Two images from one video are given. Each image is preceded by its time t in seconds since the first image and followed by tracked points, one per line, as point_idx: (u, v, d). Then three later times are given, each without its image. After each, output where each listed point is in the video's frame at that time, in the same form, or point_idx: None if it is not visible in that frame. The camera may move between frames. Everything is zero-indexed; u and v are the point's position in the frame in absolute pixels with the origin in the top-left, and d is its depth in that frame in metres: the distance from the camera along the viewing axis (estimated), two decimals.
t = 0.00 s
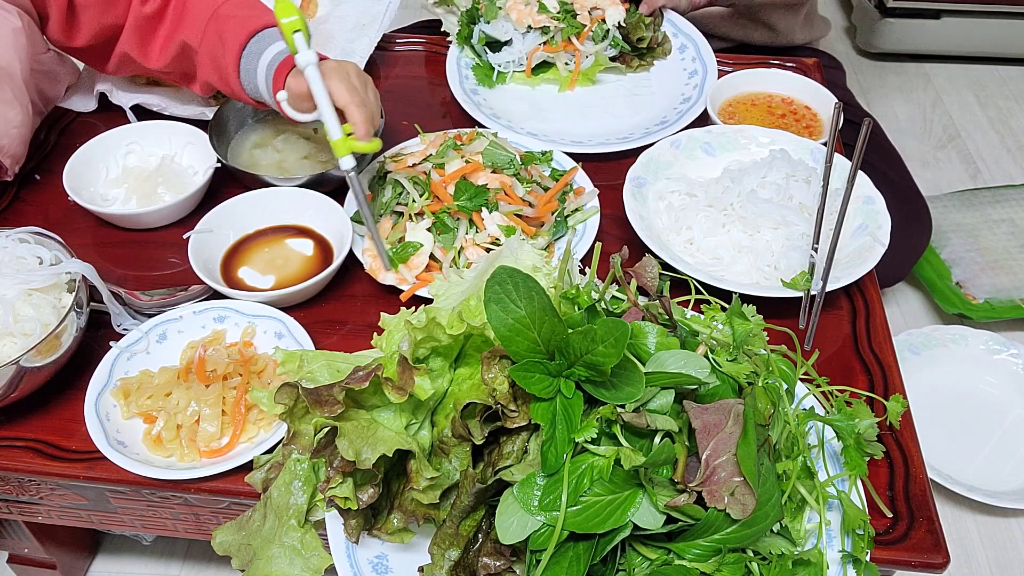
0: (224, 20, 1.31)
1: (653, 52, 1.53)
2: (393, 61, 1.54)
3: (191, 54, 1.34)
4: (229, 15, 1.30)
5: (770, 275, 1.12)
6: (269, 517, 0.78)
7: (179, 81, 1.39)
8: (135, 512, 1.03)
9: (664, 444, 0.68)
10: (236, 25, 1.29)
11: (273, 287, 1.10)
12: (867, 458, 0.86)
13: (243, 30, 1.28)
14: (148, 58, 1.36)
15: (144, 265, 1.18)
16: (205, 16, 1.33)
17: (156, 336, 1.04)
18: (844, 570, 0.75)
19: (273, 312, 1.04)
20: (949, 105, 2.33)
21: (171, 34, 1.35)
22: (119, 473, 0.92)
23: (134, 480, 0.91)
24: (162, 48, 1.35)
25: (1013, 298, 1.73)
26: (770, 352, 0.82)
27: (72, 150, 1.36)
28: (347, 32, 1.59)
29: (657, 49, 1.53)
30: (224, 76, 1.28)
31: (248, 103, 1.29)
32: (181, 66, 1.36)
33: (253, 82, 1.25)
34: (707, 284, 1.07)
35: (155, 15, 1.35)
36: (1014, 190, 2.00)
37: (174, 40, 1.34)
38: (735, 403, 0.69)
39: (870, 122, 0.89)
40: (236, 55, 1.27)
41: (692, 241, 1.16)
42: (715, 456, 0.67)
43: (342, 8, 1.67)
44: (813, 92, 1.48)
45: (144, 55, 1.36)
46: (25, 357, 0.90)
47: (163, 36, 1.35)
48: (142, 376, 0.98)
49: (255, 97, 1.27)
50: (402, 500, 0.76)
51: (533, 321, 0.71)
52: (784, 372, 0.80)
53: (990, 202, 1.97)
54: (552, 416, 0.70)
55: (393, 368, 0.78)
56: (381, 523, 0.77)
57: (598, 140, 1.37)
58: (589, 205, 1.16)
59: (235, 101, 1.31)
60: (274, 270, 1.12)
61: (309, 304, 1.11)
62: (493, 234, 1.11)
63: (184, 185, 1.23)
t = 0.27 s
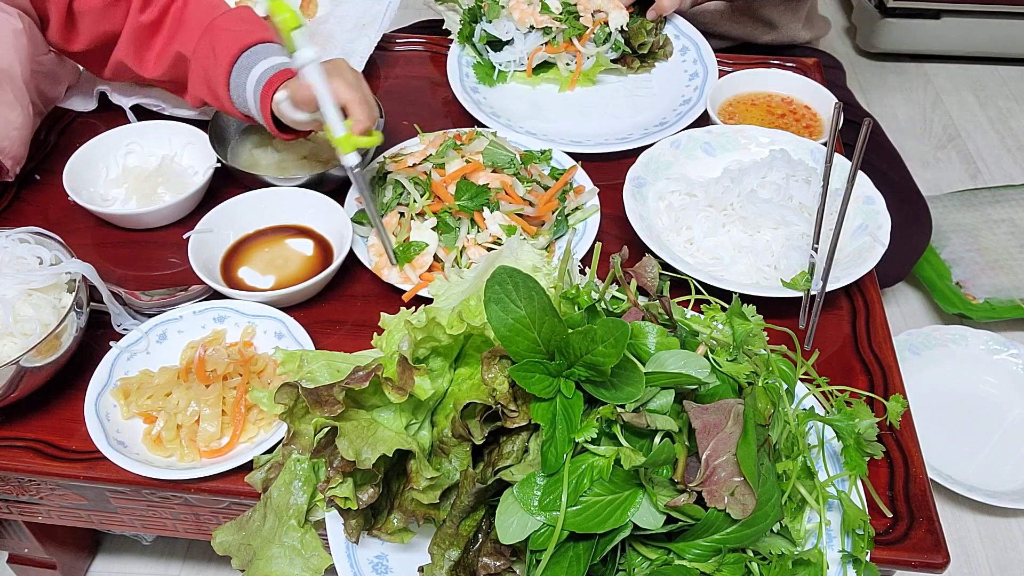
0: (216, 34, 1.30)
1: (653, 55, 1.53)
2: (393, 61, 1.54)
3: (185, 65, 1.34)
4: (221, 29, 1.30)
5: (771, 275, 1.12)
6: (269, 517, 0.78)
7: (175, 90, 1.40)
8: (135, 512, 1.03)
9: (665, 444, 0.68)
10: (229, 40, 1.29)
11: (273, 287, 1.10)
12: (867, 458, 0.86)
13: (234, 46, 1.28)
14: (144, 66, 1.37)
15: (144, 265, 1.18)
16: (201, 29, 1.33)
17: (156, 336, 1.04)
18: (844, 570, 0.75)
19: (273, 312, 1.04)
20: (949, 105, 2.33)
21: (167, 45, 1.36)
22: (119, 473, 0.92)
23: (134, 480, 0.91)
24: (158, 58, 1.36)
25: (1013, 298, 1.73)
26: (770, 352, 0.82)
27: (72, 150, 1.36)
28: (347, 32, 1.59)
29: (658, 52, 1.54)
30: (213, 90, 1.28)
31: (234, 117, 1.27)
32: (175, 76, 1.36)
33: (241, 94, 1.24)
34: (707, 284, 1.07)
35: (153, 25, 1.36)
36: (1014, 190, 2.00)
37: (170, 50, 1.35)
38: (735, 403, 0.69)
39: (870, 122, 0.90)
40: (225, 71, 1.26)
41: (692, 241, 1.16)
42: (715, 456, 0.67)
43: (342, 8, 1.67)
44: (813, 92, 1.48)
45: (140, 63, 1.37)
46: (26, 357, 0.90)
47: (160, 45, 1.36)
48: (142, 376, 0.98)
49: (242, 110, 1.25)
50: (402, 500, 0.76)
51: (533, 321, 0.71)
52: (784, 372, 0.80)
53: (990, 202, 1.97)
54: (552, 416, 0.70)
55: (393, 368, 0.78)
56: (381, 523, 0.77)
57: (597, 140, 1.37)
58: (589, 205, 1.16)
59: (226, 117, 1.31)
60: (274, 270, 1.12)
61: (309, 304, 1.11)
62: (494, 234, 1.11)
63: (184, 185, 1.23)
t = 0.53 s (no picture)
0: (249, 23, 1.24)
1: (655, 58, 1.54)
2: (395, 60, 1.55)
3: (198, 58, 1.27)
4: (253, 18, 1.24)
5: (770, 275, 1.12)
6: (269, 517, 0.78)
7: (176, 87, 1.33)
8: (135, 512, 1.03)
9: (664, 444, 0.68)
10: (264, 30, 1.23)
11: (273, 287, 1.10)
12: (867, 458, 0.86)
13: (267, 36, 1.22)
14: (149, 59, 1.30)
15: (144, 265, 1.18)
16: (222, 19, 1.26)
17: (156, 336, 1.04)
18: (844, 570, 0.75)
19: (273, 312, 1.04)
20: (949, 104, 2.33)
21: (179, 38, 1.29)
22: (119, 473, 0.92)
23: (134, 480, 0.91)
24: (167, 50, 1.28)
25: (1013, 298, 1.73)
26: (770, 352, 0.82)
27: (72, 150, 1.36)
28: (347, 32, 1.59)
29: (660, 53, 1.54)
30: (237, 83, 1.23)
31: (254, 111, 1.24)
32: (183, 70, 1.29)
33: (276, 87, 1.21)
34: (707, 284, 1.07)
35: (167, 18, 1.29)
36: (1014, 190, 2.00)
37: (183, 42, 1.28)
38: (735, 403, 0.69)
39: (870, 123, 0.91)
40: (266, 60, 1.21)
41: (692, 241, 1.16)
42: (715, 456, 0.67)
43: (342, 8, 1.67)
44: (813, 92, 1.48)
45: (144, 59, 1.30)
46: (26, 357, 0.90)
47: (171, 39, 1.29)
48: (142, 376, 0.98)
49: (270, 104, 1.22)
50: (402, 500, 0.76)
51: (533, 321, 0.71)
52: (784, 372, 0.80)
53: (991, 202, 1.97)
54: (552, 416, 0.70)
55: (393, 368, 0.78)
56: (381, 523, 0.77)
57: (596, 139, 1.38)
58: (590, 204, 1.16)
59: (245, 109, 1.26)
60: (274, 270, 1.12)
61: (309, 304, 1.11)
62: (496, 233, 1.11)
63: (184, 185, 1.23)
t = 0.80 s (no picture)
0: (261, 21, 1.24)
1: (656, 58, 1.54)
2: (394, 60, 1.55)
3: (207, 56, 1.26)
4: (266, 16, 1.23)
5: (771, 275, 1.12)
6: (269, 517, 0.78)
7: (180, 84, 1.32)
8: (135, 512, 1.03)
9: (664, 444, 0.68)
10: (277, 29, 1.23)
11: (273, 287, 1.10)
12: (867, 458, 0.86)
13: (279, 34, 1.22)
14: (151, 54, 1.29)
15: (144, 265, 1.18)
16: (232, 16, 1.25)
17: (156, 336, 1.04)
18: (844, 570, 0.75)
19: (273, 312, 1.04)
20: (949, 105, 2.33)
21: (185, 35, 1.27)
22: (119, 473, 0.92)
23: (134, 480, 0.91)
24: (172, 47, 1.27)
25: (1013, 298, 1.73)
26: (770, 352, 0.82)
27: (72, 150, 1.36)
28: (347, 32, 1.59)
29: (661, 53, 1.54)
30: (248, 83, 1.23)
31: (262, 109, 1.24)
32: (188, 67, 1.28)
33: (293, 84, 1.21)
34: (707, 283, 1.07)
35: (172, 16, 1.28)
36: (1014, 190, 2.00)
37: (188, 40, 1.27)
38: (735, 403, 0.69)
39: (870, 124, 0.91)
40: (280, 58, 1.21)
41: (692, 241, 1.16)
42: (715, 456, 0.67)
43: (342, 8, 1.67)
44: (813, 91, 1.48)
45: (149, 54, 1.29)
46: (26, 357, 0.90)
47: (177, 36, 1.27)
48: (143, 376, 0.98)
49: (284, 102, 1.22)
50: (402, 500, 0.76)
51: (533, 321, 0.71)
52: (784, 372, 0.80)
53: (991, 202, 1.97)
54: (552, 416, 0.70)
55: (393, 368, 0.78)
56: (381, 523, 0.77)
57: (595, 139, 1.38)
58: (590, 203, 1.16)
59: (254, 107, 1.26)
60: (274, 270, 1.12)
61: (309, 304, 1.11)
62: (496, 233, 1.11)
63: (184, 185, 1.23)
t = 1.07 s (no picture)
0: (259, 21, 1.24)
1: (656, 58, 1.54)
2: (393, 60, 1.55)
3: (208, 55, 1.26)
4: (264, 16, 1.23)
5: (770, 276, 1.12)
6: (269, 517, 0.78)
7: (180, 83, 1.32)
8: (135, 512, 1.03)
9: (664, 444, 0.68)
10: (275, 28, 1.23)
11: (273, 287, 1.10)
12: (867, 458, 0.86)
13: (278, 34, 1.22)
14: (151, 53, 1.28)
15: (144, 265, 1.18)
16: (231, 16, 1.25)
17: (156, 336, 1.04)
18: (844, 570, 0.75)
19: (273, 312, 1.04)
20: (949, 104, 2.33)
21: (184, 33, 1.27)
22: (119, 473, 0.92)
23: (134, 480, 0.91)
24: (172, 45, 1.27)
25: (1013, 298, 1.73)
26: (770, 352, 0.82)
27: (72, 150, 1.36)
28: (348, 32, 1.59)
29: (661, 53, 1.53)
30: (247, 83, 1.22)
31: (261, 108, 1.24)
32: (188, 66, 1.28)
33: (291, 84, 1.21)
34: (707, 284, 1.07)
35: (171, 15, 1.28)
36: (1014, 190, 2.00)
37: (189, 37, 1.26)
38: (735, 403, 0.69)
39: (870, 124, 0.91)
40: (279, 56, 1.21)
41: (692, 241, 1.16)
42: (715, 456, 0.67)
43: (342, 7, 1.67)
44: (813, 91, 1.48)
45: (147, 54, 1.29)
46: (26, 357, 0.90)
47: (175, 36, 1.27)
48: (143, 376, 0.98)
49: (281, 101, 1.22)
50: (402, 500, 0.76)
51: (533, 321, 0.71)
52: (784, 372, 0.80)
53: (991, 202, 1.97)
54: (552, 416, 0.70)
55: (394, 368, 0.78)
56: (381, 523, 0.77)
57: (595, 139, 1.38)
58: (589, 203, 1.16)
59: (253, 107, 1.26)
60: (274, 270, 1.12)
61: (309, 304, 1.11)
62: (496, 233, 1.11)
63: (184, 185, 1.23)
